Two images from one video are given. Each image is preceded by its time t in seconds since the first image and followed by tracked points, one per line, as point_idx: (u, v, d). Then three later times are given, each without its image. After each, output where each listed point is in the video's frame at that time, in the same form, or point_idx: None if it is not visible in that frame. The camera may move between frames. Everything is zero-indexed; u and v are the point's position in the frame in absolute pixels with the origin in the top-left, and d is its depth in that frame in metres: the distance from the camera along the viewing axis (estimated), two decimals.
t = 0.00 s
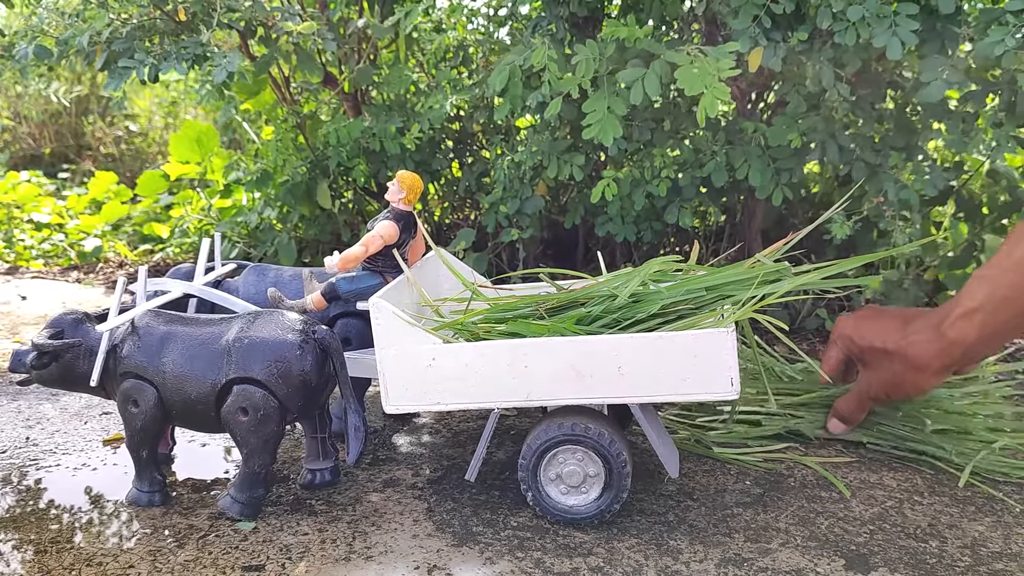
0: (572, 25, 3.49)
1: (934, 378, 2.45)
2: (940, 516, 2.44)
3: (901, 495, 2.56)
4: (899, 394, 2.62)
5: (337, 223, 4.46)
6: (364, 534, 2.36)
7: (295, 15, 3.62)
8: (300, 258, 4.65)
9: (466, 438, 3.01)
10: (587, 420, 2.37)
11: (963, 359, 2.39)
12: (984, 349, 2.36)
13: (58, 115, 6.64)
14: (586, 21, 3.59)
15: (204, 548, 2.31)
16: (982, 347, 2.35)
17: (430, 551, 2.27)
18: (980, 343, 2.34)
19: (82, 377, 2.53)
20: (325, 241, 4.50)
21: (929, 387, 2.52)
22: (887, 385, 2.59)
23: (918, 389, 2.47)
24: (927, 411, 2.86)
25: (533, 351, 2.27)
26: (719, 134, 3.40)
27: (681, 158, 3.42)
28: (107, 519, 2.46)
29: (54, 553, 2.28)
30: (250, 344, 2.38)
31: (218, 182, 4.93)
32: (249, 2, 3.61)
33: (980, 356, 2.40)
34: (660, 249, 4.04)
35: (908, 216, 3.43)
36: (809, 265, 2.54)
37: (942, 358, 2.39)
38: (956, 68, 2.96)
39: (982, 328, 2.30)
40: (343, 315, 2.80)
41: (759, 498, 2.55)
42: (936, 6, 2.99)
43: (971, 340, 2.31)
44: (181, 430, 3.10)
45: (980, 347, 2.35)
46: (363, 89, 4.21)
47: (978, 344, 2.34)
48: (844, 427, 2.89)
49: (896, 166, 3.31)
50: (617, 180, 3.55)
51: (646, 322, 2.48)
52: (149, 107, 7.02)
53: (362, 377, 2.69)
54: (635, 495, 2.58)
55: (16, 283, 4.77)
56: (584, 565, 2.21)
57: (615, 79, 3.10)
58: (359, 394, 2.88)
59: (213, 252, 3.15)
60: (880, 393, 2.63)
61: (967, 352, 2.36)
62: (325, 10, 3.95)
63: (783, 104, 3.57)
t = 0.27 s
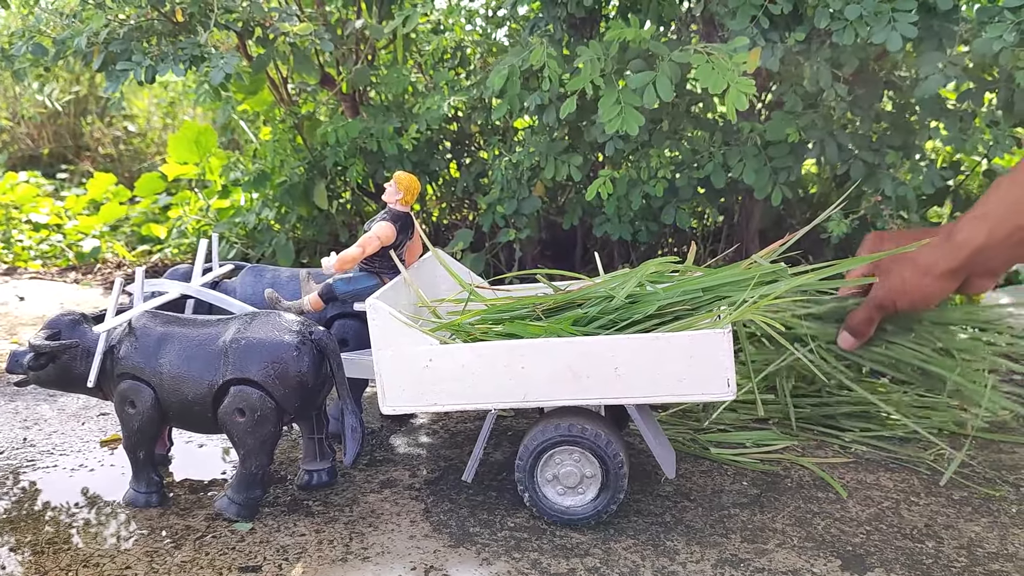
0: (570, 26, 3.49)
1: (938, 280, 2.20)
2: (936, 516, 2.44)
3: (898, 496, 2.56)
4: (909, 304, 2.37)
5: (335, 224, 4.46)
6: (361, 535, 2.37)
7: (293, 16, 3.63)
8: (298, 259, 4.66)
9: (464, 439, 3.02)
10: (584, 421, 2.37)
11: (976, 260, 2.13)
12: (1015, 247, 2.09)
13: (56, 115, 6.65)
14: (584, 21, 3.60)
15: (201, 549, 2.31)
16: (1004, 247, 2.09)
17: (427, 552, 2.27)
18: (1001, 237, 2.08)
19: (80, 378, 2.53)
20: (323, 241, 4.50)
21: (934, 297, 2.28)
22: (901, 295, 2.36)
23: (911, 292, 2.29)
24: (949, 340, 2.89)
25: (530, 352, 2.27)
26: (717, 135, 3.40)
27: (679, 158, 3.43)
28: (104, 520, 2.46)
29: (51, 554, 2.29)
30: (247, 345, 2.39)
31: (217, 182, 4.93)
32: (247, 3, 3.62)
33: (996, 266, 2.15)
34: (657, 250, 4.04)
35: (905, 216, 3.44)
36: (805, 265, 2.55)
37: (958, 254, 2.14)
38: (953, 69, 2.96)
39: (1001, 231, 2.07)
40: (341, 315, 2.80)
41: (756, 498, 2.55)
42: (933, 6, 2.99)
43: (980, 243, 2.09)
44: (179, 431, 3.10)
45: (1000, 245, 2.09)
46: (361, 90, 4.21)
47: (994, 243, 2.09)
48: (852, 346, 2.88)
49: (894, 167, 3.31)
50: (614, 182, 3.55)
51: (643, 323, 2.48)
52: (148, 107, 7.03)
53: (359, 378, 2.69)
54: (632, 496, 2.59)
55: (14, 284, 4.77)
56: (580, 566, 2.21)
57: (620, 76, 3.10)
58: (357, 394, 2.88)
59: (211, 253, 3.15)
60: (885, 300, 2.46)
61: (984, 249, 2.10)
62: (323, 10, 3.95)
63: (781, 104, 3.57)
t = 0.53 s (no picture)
0: (569, 26, 3.49)
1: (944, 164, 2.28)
2: (936, 516, 2.44)
3: (898, 496, 2.56)
4: (909, 198, 2.43)
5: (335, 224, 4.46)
6: (361, 535, 2.37)
7: (293, 16, 3.63)
8: (297, 258, 4.66)
9: (463, 439, 3.02)
10: (583, 421, 2.37)
11: (985, 150, 2.23)
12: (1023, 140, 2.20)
13: (56, 115, 6.65)
14: (584, 22, 3.60)
15: (201, 549, 2.31)
16: (1014, 137, 2.20)
17: (426, 552, 2.27)
18: (1011, 130, 2.19)
19: (79, 378, 2.53)
20: (323, 241, 4.50)
21: (936, 191, 2.35)
22: (904, 183, 2.40)
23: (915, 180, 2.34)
24: (950, 238, 2.88)
25: (530, 352, 2.27)
26: (717, 135, 3.40)
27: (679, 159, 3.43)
28: (104, 520, 2.46)
29: (51, 554, 2.29)
30: (247, 345, 2.39)
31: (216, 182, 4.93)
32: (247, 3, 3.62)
33: (1000, 160, 2.25)
34: (657, 249, 4.04)
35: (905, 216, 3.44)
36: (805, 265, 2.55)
37: (967, 141, 2.24)
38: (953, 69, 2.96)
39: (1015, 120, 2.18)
40: (340, 315, 2.80)
41: (755, 498, 2.55)
42: (932, 7, 2.99)
43: (989, 130, 2.20)
44: (179, 431, 3.10)
45: (1010, 135, 2.20)
46: (361, 90, 4.21)
47: (1002, 132, 2.20)
48: (859, 240, 2.79)
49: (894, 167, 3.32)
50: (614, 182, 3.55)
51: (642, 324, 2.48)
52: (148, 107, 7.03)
53: (358, 378, 2.69)
54: (632, 496, 2.59)
55: (14, 284, 4.78)
56: (580, 566, 2.21)
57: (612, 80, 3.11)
58: (356, 395, 2.88)
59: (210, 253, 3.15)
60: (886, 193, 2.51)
61: (992, 139, 2.21)
62: (323, 10, 3.95)
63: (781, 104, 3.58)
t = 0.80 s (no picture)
0: (570, 26, 3.49)
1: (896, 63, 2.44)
2: (937, 516, 2.44)
3: (899, 496, 2.56)
4: (871, 86, 2.50)
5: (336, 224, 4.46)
6: (363, 535, 2.37)
7: (294, 17, 3.63)
8: (298, 259, 4.66)
9: (465, 439, 3.02)
10: (585, 422, 2.37)
11: (951, 33, 2.40)
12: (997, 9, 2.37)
13: (57, 116, 6.65)
14: (585, 23, 3.60)
15: (203, 549, 2.31)
16: (974, 23, 2.40)
17: (428, 552, 2.27)
18: None
19: (81, 379, 2.53)
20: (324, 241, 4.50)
21: (900, 77, 2.47)
22: (868, 68, 2.47)
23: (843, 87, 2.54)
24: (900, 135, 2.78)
25: (532, 352, 2.27)
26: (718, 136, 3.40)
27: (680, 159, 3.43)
28: (104, 521, 2.46)
29: (52, 554, 2.28)
30: (249, 345, 2.39)
31: (217, 183, 4.92)
32: (248, 4, 3.62)
33: (963, 47, 2.45)
34: (658, 250, 4.05)
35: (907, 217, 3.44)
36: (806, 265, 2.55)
37: (939, 24, 2.40)
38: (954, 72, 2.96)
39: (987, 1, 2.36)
40: (342, 316, 2.81)
41: (757, 498, 2.55)
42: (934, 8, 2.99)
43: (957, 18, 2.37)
44: (180, 431, 3.10)
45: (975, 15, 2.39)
46: (362, 90, 4.21)
47: (969, 19, 2.39)
48: (805, 134, 2.70)
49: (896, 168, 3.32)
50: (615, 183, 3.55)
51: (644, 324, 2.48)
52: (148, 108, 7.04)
53: (360, 378, 2.69)
54: (633, 496, 2.59)
55: (14, 284, 4.77)
56: (582, 566, 2.21)
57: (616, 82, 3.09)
58: (358, 395, 2.88)
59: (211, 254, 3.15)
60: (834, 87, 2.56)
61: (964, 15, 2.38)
62: (324, 11, 3.96)
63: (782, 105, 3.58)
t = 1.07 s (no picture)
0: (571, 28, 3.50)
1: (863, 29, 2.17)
2: (938, 520, 2.44)
3: (900, 500, 2.56)
4: (745, 96, 2.26)
5: (336, 226, 4.46)
6: (363, 539, 2.36)
7: (294, 19, 3.63)
8: (298, 261, 4.66)
9: (465, 442, 3.02)
10: (586, 426, 2.37)
11: (830, 40, 2.19)
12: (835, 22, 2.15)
13: (57, 117, 6.65)
14: (585, 25, 3.60)
15: (203, 553, 2.31)
16: (854, 30, 2.18)
17: (429, 556, 2.27)
18: None
19: (81, 382, 2.53)
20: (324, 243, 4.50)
21: (776, 88, 2.24)
22: (743, 78, 2.22)
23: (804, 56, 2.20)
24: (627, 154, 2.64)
25: (532, 356, 2.27)
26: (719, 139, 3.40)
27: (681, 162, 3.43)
28: (104, 524, 2.46)
29: (53, 558, 2.28)
30: (249, 348, 2.39)
31: (217, 184, 4.92)
32: (249, 6, 3.62)
33: (841, 55, 2.23)
34: (658, 252, 4.05)
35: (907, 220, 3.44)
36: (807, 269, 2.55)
37: (827, 27, 2.17)
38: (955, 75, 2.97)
39: (875, 8, 2.14)
40: (342, 319, 2.81)
41: (757, 502, 2.55)
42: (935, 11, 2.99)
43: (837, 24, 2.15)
44: (180, 434, 3.10)
45: (866, 22, 2.17)
46: (363, 92, 4.21)
47: (844, 27, 2.17)
48: (682, 148, 2.47)
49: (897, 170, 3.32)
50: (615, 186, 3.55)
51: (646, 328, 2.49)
52: (148, 109, 7.04)
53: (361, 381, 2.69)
54: (634, 500, 2.59)
55: (14, 286, 4.77)
56: (582, 570, 2.21)
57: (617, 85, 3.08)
58: (359, 399, 2.89)
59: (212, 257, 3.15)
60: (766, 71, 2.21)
61: (852, 21, 2.16)
62: (325, 13, 3.96)
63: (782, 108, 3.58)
